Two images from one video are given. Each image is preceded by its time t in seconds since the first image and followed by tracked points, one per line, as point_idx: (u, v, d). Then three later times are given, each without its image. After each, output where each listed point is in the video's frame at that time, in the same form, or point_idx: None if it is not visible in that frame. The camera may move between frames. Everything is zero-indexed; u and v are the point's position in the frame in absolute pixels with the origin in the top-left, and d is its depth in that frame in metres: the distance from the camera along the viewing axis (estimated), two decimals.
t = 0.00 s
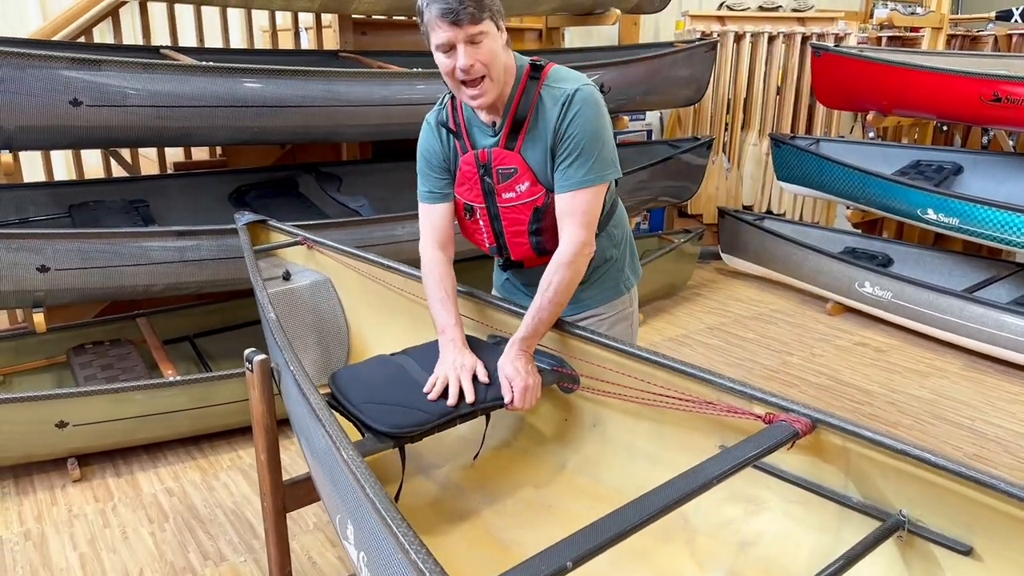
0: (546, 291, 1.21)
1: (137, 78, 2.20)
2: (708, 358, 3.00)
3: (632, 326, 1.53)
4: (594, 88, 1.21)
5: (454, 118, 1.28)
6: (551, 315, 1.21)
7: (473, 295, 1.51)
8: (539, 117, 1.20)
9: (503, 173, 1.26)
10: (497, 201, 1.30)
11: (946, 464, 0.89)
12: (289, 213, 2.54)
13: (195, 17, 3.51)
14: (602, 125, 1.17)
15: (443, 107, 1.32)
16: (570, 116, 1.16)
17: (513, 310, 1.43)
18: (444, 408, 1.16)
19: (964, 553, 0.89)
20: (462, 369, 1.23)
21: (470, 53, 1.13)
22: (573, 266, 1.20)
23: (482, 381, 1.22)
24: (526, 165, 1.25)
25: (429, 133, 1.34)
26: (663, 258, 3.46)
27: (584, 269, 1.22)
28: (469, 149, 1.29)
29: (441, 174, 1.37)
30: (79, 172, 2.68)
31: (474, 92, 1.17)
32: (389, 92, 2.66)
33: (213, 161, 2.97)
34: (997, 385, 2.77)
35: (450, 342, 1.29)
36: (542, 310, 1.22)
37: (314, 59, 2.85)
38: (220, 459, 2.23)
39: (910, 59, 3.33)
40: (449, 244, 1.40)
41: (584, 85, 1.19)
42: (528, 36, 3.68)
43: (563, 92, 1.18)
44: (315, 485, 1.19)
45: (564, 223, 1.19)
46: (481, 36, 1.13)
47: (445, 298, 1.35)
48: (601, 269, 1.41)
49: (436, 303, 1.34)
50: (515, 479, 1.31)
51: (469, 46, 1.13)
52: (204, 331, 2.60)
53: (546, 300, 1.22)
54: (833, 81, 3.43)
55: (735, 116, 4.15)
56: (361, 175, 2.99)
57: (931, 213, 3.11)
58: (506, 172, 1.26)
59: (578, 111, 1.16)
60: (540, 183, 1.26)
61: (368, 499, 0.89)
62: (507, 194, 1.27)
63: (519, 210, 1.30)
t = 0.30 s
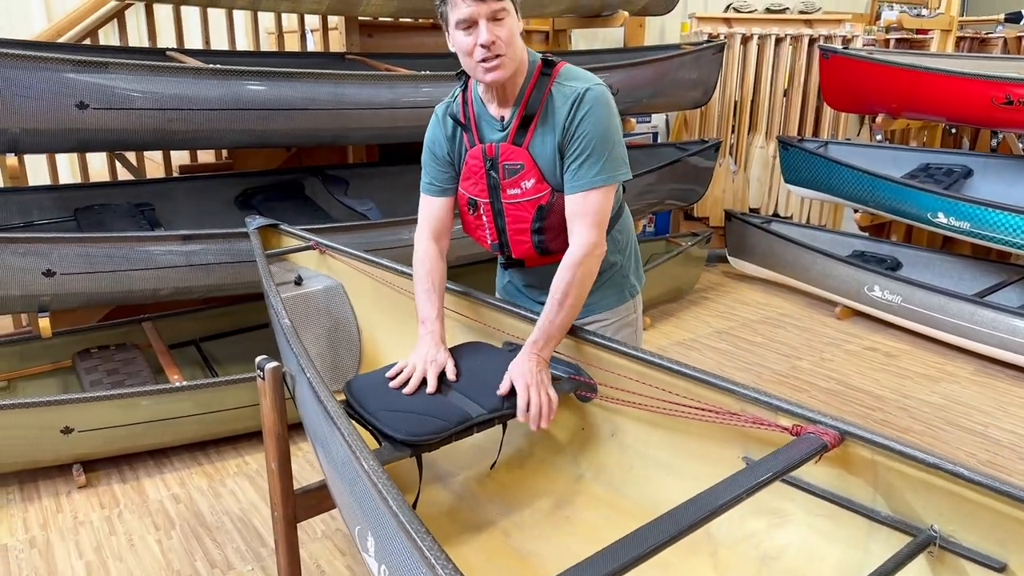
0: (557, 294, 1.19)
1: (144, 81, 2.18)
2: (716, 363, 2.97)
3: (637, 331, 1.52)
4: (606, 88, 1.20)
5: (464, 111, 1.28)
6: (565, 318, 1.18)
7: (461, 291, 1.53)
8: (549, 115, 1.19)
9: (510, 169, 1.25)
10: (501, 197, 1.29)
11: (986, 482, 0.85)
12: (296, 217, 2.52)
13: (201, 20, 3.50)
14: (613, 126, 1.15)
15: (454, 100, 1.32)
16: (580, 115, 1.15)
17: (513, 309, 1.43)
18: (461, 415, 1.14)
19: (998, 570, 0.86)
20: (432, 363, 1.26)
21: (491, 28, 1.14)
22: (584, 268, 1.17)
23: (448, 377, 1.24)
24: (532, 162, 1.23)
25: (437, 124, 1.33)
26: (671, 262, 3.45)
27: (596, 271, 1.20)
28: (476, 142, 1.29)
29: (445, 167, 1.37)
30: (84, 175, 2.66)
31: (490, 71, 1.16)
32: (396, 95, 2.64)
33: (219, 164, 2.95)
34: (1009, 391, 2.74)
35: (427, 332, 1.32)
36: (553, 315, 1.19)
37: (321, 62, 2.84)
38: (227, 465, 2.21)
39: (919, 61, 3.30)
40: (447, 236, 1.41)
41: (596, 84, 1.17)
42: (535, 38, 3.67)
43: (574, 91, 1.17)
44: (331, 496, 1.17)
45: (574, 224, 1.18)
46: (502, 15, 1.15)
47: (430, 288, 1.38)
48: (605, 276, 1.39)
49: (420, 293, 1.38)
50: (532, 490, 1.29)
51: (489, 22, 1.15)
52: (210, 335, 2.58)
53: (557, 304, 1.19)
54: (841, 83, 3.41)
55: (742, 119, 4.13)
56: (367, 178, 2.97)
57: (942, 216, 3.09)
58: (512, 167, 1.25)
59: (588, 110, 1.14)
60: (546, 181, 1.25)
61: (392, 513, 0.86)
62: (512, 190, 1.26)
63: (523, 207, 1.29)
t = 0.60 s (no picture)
0: (563, 287, 1.18)
1: (144, 84, 2.16)
2: (719, 367, 2.96)
3: (641, 337, 1.49)
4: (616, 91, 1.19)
5: (470, 112, 1.26)
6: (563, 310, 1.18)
7: (462, 296, 1.52)
8: (558, 118, 1.18)
9: (518, 172, 1.24)
10: (508, 200, 1.27)
11: (1011, 496, 0.84)
12: (297, 221, 2.50)
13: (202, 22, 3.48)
14: (623, 129, 1.15)
15: (460, 102, 1.30)
16: (590, 118, 1.14)
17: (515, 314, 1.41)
18: (470, 425, 1.12)
19: None
20: (416, 355, 1.25)
21: (496, 25, 1.14)
22: (593, 266, 1.16)
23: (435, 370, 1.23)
24: (541, 165, 1.23)
25: (440, 124, 1.32)
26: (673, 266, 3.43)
27: (607, 273, 1.19)
28: (482, 146, 1.27)
29: (446, 167, 1.36)
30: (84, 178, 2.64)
31: (494, 69, 1.15)
32: (399, 98, 2.62)
33: (220, 167, 2.93)
34: (1013, 395, 2.73)
35: (413, 326, 1.31)
36: (556, 304, 1.19)
37: (323, 65, 2.83)
38: (228, 472, 2.19)
39: (922, 64, 3.30)
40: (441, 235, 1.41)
41: (605, 87, 1.17)
42: (536, 41, 3.66)
43: (583, 93, 1.16)
44: (338, 507, 1.15)
45: (588, 221, 1.17)
46: (508, 14, 1.14)
47: (421, 283, 1.38)
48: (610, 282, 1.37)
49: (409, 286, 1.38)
50: (542, 500, 1.27)
51: (494, 20, 1.14)
52: (210, 339, 2.56)
53: (562, 294, 1.19)
54: (844, 86, 3.40)
55: (743, 122, 4.12)
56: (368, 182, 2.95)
57: (945, 220, 3.07)
58: (520, 171, 1.24)
59: (598, 113, 1.14)
60: (554, 186, 1.24)
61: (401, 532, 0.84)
62: (520, 194, 1.25)
63: (530, 211, 1.27)
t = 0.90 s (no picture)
0: (561, 284, 1.15)
1: (139, 87, 2.14)
2: (717, 371, 2.95)
3: (641, 342, 1.48)
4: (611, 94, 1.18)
5: (465, 119, 1.25)
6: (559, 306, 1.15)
7: (458, 299, 1.51)
8: (552, 122, 1.17)
9: (514, 178, 1.23)
10: (504, 206, 1.26)
11: None
12: (294, 225, 2.48)
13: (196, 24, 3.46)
14: (619, 132, 1.13)
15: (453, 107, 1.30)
16: (586, 122, 1.13)
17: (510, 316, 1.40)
18: (476, 433, 1.11)
19: None
20: (402, 349, 1.22)
21: (482, 31, 1.12)
22: (596, 266, 1.14)
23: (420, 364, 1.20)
24: (537, 171, 1.21)
25: (433, 128, 1.32)
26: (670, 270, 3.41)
27: (608, 276, 1.16)
28: (478, 152, 1.26)
29: (439, 172, 1.36)
30: (78, 182, 2.62)
31: (481, 76, 1.14)
32: (396, 102, 2.61)
33: (215, 171, 2.91)
34: (1010, 399, 2.73)
35: (398, 322, 1.28)
36: (553, 299, 1.16)
37: (320, 68, 2.82)
38: (224, 478, 2.16)
39: (918, 69, 3.31)
40: (427, 240, 1.39)
41: (600, 90, 1.16)
42: (533, 44, 3.66)
43: (576, 97, 1.15)
44: (343, 516, 1.14)
45: (591, 222, 1.14)
46: (494, 19, 1.13)
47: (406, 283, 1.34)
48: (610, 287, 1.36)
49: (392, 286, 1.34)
50: (547, 509, 1.26)
51: (480, 25, 1.12)
52: (205, 344, 2.54)
53: (560, 291, 1.15)
54: (839, 91, 3.41)
55: (739, 126, 4.13)
56: (365, 185, 2.94)
57: (941, 225, 3.08)
58: (516, 177, 1.23)
59: (593, 117, 1.13)
60: (550, 192, 1.23)
61: (412, 543, 0.82)
62: (516, 200, 1.24)
63: (527, 218, 1.26)
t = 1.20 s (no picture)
0: (558, 297, 1.15)
1: (131, 90, 2.12)
2: (712, 375, 2.95)
3: (639, 347, 1.48)
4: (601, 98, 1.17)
5: (455, 127, 1.24)
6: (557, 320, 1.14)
7: (456, 304, 1.50)
8: (543, 130, 1.16)
9: (506, 187, 1.22)
10: (497, 215, 1.25)
11: None
12: (288, 229, 2.47)
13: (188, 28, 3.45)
14: (611, 137, 1.12)
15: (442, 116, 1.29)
16: (577, 129, 1.11)
17: (505, 321, 1.40)
18: (479, 439, 1.10)
19: None
20: (405, 372, 1.20)
21: (467, 31, 1.11)
22: (591, 276, 1.13)
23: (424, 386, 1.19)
24: (528, 179, 1.20)
25: (423, 138, 1.30)
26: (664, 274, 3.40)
27: (604, 284, 1.15)
28: (470, 160, 1.25)
29: (432, 181, 1.34)
30: (69, 186, 2.59)
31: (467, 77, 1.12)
32: (390, 106, 2.60)
33: (208, 175, 2.90)
34: (1003, 403, 2.74)
35: (398, 341, 1.26)
36: (551, 313, 1.15)
37: (313, 72, 2.80)
38: (218, 485, 2.15)
39: (909, 74, 3.33)
40: (421, 252, 1.38)
41: (590, 95, 1.14)
42: (526, 49, 3.67)
43: (566, 103, 1.14)
44: (345, 524, 1.12)
45: (584, 233, 1.14)
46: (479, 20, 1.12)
47: (402, 298, 1.33)
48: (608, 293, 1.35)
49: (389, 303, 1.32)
50: (548, 516, 1.25)
51: (465, 26, 1.12)
52: (199, 349, 2.52)
53: (557, 304, 1.14)
54: (831, 95, 3.42)
55: (731, 130, 4.14)
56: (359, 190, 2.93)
57: (933, 229, 3.09)
58: (508, 185, 1.22)
59: (585, 122, 1.11)
60: (543, 199, 1.22)
61: (419, 553, 0.81)
62: (508, 209, 1.23)
63: (520, 226, 1.25)
